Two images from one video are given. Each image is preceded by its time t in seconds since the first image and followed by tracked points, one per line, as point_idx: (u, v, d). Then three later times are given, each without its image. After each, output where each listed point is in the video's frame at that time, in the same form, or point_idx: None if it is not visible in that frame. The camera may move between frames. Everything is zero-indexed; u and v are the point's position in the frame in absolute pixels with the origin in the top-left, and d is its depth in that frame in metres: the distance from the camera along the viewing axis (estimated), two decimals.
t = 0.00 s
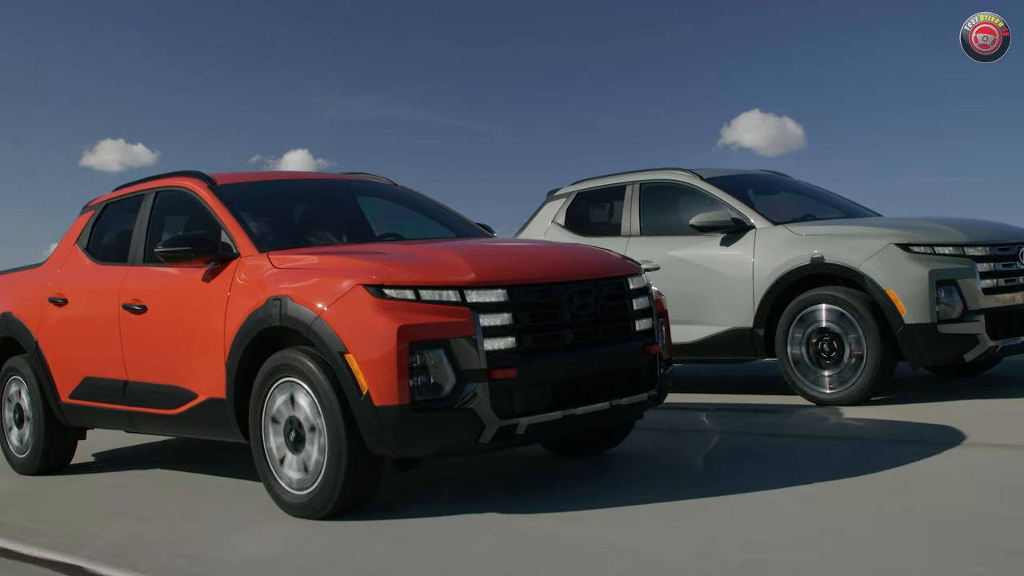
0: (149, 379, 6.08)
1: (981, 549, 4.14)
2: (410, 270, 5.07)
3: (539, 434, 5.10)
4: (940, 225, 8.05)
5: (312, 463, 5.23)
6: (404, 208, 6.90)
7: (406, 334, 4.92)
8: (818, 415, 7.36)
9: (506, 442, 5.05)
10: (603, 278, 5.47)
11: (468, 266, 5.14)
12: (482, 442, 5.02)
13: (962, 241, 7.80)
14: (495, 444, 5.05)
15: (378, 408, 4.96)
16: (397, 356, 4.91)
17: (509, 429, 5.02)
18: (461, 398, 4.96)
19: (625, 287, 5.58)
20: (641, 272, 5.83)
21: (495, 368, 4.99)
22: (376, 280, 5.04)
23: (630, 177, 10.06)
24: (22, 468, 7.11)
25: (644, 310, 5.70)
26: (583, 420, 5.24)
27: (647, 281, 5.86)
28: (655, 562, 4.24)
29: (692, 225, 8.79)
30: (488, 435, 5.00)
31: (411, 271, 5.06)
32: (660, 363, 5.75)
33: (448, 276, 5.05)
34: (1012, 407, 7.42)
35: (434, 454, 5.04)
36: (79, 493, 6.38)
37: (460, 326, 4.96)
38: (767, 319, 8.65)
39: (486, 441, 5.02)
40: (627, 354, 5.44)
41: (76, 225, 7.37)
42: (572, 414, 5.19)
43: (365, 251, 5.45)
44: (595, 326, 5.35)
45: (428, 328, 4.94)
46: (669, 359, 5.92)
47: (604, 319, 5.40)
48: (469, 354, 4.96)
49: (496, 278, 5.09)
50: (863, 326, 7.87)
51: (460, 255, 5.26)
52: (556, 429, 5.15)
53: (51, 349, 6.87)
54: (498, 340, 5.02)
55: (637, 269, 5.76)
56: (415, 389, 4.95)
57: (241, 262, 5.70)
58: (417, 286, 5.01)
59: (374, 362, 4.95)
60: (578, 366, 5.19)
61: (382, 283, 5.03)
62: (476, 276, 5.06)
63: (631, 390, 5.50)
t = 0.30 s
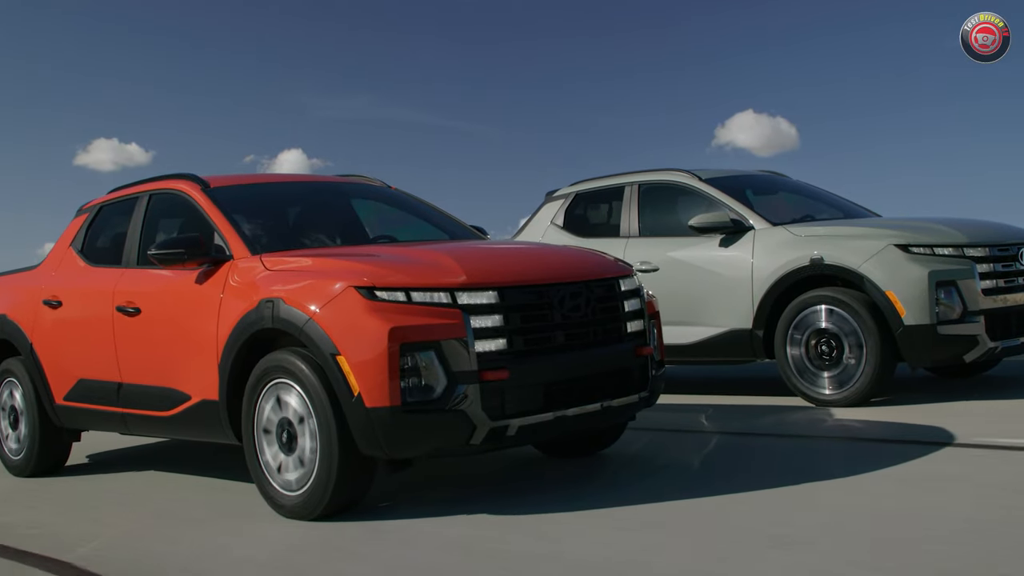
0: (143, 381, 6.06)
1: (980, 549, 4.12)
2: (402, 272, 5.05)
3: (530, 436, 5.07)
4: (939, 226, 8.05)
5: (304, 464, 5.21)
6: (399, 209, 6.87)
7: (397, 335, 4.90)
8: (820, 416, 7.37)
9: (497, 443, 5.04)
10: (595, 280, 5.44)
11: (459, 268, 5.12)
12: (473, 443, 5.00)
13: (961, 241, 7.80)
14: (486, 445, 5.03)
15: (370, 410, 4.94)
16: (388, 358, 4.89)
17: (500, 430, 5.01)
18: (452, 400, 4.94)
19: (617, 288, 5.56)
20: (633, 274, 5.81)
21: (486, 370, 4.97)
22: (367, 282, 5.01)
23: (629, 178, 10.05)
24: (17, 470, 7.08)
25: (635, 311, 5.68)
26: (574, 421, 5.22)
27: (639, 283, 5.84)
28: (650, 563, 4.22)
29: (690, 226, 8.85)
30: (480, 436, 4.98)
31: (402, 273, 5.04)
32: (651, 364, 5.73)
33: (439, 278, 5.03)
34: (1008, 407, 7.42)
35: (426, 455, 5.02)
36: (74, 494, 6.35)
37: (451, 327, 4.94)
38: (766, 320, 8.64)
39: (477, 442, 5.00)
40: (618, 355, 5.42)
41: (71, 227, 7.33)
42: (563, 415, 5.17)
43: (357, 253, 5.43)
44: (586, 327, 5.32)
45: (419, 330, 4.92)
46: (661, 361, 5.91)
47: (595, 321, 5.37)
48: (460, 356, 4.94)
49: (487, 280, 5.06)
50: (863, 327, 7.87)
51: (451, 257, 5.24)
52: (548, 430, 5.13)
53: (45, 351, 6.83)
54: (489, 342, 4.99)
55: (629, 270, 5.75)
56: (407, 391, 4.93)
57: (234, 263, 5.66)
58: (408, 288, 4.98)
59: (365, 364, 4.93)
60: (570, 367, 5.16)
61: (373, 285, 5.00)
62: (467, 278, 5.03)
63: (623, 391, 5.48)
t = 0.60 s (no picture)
0: (140, 382, 6.04)
1: (978, 548, 4.12)
2: (397, 273, 5.04)
3: (523, 436, 5.07)
4: (940, 225, 8.06)
5: (300, 463, 5.20)
6: (397, 210, 6.85)
7: (392, 335, 4.89)
8: (821, 415, 7.39)
9: (491, 443, 5.03)
10: (589, 280, 5.44)
11: (454, 268, 5.11)
12: (468, 443, 5.00)
13: (961, 241, 7.82)
14: (480, 445, 5.02)
15: (365, 409, 4.93)
16: (383, 358, 4.88)
17: (494, 430, 5.00)
18: (447, 400, 4.93)
19: (611, 288, 5.55)
20: (627, 275, 5.80)
21: (481, 369, 4.97)
22: (362, 283, 5.00)
23: (628, 178, 10.05)
24: (14, 470, 7.05)
25: (630, 311, 5.68)
26: (568, 421, 5.21)
27: (632, 283, 5.84)
28: (647, 562, 4.21)
29: (690, 226, 8.83)
30: (474, 436, 4.97)
31: (397, 274, 5.03)
32: (646, 365, 5.73)
33: (434, 278, 5.02)
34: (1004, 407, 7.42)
35: (421, 454, 5.02)
36: (72, 494, 6.33)
37: (445, 328, 4.93)
38: (766, 320, 8.65)
39: (471, 442, 4.99)
40: (611, 355, 5.41)
41: (69, 227, 7.31)
42: (557, 414, 5.16)
43: (352, 254, 5.41)
44: (580, 327, 5.32)
45: (414, 330, 4.91)
46: (655, 361, 5.90)
47: (589, 321, 5.37)
48: (455, 355, 4.93)
49: (481, 281, 5.05)
50: (863, 326, 7.87)
51: (446, 257, 5.23)
52: (542, 430, 5.13)
53: (43, 352, 6.81)
54: (483, 341, 4.99)
55: (624, 270, 5.74)
56: (401, 391, 4.92)
57: (231, 264, 5.65)
58: (403, 288, 4.97)
59: (360, 363, 4.92)
60: (564, 367, 5.16)
61: (368, 285, 4.99)
62: (462, 279, 5.03)
63: (617, 391, 5.48)
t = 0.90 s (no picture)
0: (137, 381, 6.03)
1: (978, 548, 4.11)
2: (392, 273, 5.02)
3: (518, 435, 5.05)
4: (940, 225, 8.07)
5: (295, 463, 5.18)
6: (393, 210, 6.83)
7: (386, 335, 4.87)
8: (821, 415, 7.40)
9: (485, 442, 5.02)
10: (583, 280, 5.41)
11: (448, 268, 5.09)
12: (462, 442, 4.99)
13: (962, 241, 7.83)
14: (474, 444, 5.02)
15: (359, 409, 4.91)
16: (377, 358, 4.86)
17: (488, 430, 4.99)
18: (441, 399, 4.92)
19: (605, 288, 5.52)
20: (621, 274, 5.77)
21: (475, 369, 4.95)
22: (357, 283, 4.98)
23: (629, 178, 10.04)
24: (12, 470, 7.03)
25: (623, 311, 5.64)
26: (561, 420, 5.21)
27: (627, 283, 5.81)
28: (645, 562, 4.19)
29: (691, 225, 8.84)
30: (468, 435, 4.97)
31: (392, 274, 5.01)
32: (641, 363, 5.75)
33: (428, 278, 5.00)
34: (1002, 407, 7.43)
35: (416, 454, 5.01)
36: (70, 493, 6.31)
37: (439, 328, 4.91)
38: (767, 320, 8.65)
39: (465, 441, 4.99)
40: (605, 355, 5.38)
41: (66, 228, 7.28)
42: (551, 414, 5.15)
43: (348, 254, 5.39)
44: (574, 327, 5.29)
45: (408, 330, 4.89)
46: (650, 360, 5.89)
47: (583, 321, 5.34)
48: (449, 355, 4.91)
49: (475, 280, 5.03)
50: (863, 326, 7.88)
51: (441, 257, 5.20)
52: (537, 429, 5.12)
53: (41, 352, 6.79)
54: (477, 341, 4.97)
55: (618, 270, 5.71)
56: (396, 391, 4.91)
57: (227, 264, 5.64)
58: (397, 288, 4.95)
59: (355, 363, 4.90)
60: (558, 367, 5.14)
61: (363, 286, 4.97)
62: (456, 279, 5.00)
63: (611, 391, 5.46)
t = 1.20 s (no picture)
0: (136, 382, 6.01)
1: (981, 547, 4.10)
2: (388, 274, 5.01)
3: (514, 435, 5.03)
4: (941, 226, 8.10)
5: (293, 462, 5.17)
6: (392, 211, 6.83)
7: (382, 335, 4.86)
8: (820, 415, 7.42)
9: (481, 442, 4.99)
10: (579, 280, 5.36)
11: (444, 269, 5.07)
12: (458, 442, 4.96)
13: (962, 241, 7.86)
14: (470, 444, 4.99)
15: (356, 409, 4.90)
16: (374, 358, 4.85)
17: (483, 429, 4.96)
18: (437, 399, 4.90)
19: (600, 289, 5.47)
20: (616, 274, 5.73)
21: (470, 369, 4.92)
22: (354, 284, 4.97)
23: (630, 178, 10.05)
24: (11, 469, 7.02)
25: (619, 312, 5.59)
26: (558, 420, 5.17)
27: (622, 283, 5.76)
28: (645, 561, 4.19)
29: (692, 225, 8.85)
30: (464, 435, 4.94)
31: (389, 274, 5.00)
32: (635, 363, 5.67)
33: (424, 279, 4.99)
34: (999, 407, 7.44)
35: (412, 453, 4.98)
36: (70, 493, 6.29)
37: (435, 328, 4.89)
38: (768, 320, 8.67)
39: (461, 440, 4.96)
40: (600, 355, 5.34)
41: (66, 228, 7.27)
42: (548, 413, 5.12)
43: (345, 254, 5.38)
44: (570, 327, 5.25)
45: (404, 330, 4.88)
46: (645, 360, 5.85)
47: (579, 321, 5.30)
48: (446, 355, 4.89)
49: (471, 281, 5.01)
50: (863, 325, 7.91)
51: (437, 258, 5.19)
52: (533, 429, 5.09)
53: (40, 352, 6.78)
54: (473, 341, 4.94)
55: (612, 271, 5.65)
56: (392, 390, 4.89)
57: (225, 265, 5.63)
58: (394, 288, 4.94)
59: (351, 363, 4.89)
60: (554, 367, 5.11)
61: (359, 286, 4.96)
62: (452, 279, 4.99)
63: (607, 390, 5.42)
